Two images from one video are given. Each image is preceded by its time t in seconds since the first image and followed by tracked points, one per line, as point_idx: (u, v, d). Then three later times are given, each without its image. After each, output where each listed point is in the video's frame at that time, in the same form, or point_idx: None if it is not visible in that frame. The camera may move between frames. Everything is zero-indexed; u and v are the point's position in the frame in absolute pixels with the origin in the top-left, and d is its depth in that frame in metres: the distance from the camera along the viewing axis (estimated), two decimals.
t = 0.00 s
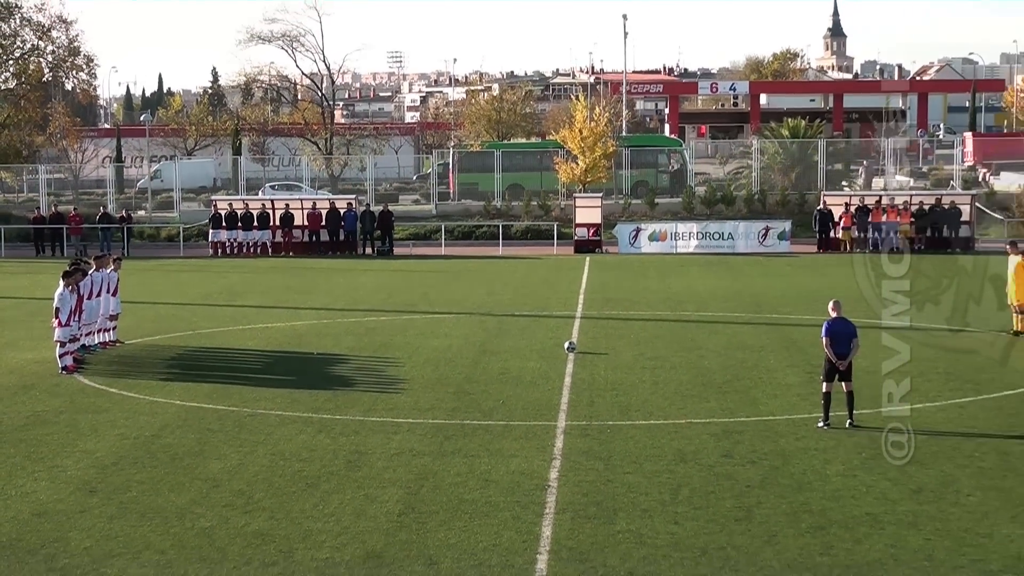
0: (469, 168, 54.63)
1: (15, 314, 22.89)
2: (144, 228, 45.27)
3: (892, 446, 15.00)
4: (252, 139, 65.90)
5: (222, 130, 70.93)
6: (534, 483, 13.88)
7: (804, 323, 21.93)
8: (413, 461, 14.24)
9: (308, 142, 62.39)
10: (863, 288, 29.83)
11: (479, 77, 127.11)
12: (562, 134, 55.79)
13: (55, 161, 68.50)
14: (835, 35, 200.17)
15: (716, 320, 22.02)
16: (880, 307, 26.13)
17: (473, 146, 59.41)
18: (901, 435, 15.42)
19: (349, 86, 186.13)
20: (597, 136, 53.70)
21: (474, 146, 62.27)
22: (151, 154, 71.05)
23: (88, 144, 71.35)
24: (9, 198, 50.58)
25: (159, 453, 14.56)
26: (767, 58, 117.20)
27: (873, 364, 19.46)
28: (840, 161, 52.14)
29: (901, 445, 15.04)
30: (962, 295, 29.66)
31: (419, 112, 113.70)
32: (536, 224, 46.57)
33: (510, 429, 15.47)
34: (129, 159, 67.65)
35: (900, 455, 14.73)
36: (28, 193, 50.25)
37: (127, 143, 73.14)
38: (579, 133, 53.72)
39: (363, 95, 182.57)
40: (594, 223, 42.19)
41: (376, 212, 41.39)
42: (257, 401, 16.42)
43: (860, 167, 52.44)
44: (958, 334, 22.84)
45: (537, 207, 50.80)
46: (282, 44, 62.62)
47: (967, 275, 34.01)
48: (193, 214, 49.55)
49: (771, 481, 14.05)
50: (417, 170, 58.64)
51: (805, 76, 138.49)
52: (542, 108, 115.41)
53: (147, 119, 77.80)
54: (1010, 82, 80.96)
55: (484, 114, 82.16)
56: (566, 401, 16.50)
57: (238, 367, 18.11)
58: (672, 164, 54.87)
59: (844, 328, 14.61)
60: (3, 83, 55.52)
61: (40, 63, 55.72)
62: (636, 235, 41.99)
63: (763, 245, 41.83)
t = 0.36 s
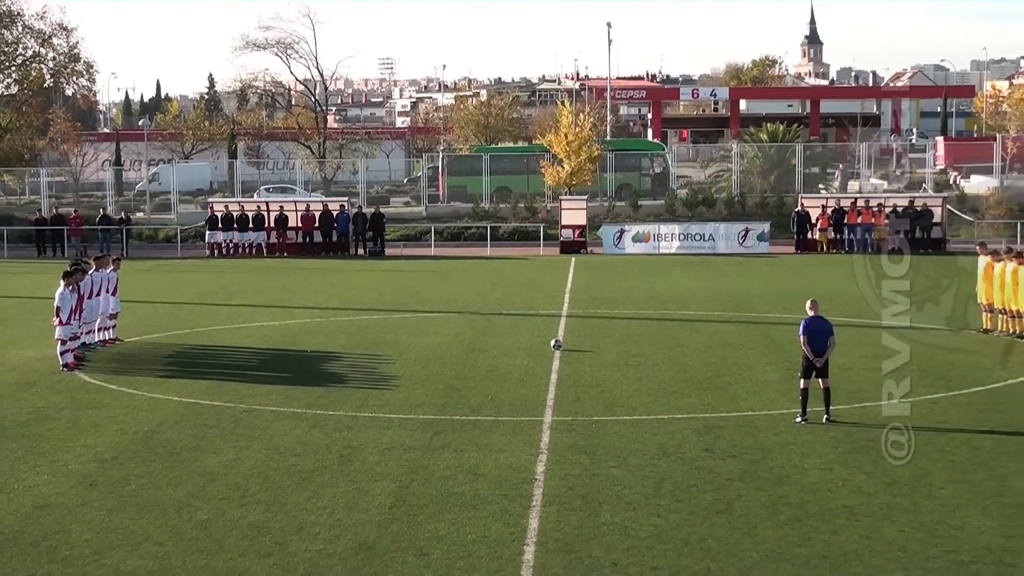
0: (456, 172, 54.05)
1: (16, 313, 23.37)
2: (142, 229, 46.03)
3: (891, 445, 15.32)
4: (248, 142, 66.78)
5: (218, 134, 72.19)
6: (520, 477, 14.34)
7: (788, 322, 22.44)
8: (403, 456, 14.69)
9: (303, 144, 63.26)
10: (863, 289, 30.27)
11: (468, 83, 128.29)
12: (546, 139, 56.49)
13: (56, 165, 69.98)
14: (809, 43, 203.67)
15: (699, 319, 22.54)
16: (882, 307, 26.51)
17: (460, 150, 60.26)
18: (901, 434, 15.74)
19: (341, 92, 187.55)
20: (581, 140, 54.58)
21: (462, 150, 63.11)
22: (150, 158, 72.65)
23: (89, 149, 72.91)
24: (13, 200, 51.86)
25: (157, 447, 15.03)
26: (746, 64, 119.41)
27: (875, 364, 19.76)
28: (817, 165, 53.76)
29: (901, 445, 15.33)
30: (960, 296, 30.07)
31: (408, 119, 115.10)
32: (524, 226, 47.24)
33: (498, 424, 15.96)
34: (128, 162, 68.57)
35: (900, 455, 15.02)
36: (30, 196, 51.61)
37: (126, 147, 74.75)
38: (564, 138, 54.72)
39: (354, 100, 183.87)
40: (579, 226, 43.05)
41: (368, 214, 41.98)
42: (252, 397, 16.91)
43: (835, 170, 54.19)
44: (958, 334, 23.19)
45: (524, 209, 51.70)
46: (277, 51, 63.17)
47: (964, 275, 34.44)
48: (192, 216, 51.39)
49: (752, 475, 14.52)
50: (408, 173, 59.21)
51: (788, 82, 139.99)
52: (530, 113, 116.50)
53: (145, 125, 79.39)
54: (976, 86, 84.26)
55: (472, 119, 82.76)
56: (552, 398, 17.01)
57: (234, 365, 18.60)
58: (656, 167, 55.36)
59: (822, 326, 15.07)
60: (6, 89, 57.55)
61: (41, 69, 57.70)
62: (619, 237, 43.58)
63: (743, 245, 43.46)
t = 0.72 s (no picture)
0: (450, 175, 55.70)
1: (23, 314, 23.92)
2: (146, 231, 46.76)
3: (892, 445, 15.65)
4: (248, 147, 67.40)
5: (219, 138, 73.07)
6: (512, 470, 14.81)
7: (777, 322, 22.95)
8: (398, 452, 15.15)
9: (302, 148, 63.82)
10: (865, 290, 30.70)
11: (463, 89, 129.15)
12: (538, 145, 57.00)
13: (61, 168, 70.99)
14: (792, 50, 206.01)
15: (688, 319, 23.07)
16: (884, 308, 26.95)
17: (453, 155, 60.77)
18: (902, 434, 16.07)
19: (336, 99, 189.14)
20: (570, 145, 55.11)
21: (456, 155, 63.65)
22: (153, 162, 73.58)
23: (93, 153, 74.01)
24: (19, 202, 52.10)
25: (160, 442, 15.50)
26: (730, 72, 121.38)
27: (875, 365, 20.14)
28: (799, 168, 54.27)
29: (901, 445, 15.65)
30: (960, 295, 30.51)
31: (404, 124, 116.34)
32: (516, 228, 47.66)
33: (491, 420, 16.45)
34: (132, 167, 69.46)
35: (901, 455, 15.34)
36: (36, 200, 51.75)
37: (129, 150, 75.86)
38: (553, 142, 55.35)
39: (350, 106, 184.68)
40: (570, 227, 43.67)
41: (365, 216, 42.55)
42: (253, 394, 17.41)
43: (818, 174, 54.91)
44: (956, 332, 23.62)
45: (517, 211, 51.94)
46: (276, 58, 63.71)
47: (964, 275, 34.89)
48: (196, 219, 52.61)
49: (736, 468, 15.00)
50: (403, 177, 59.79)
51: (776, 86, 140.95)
52: (522, 119, 117.29)
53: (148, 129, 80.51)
54: (953, 93, 85.28)
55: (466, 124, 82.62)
56: (543, 394, 17.54)
57: (234, 362, 19.11)
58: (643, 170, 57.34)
59: (806, 324, 15.66)
60: (14, 95, 58.79)
61: (49, 76, 58.99)
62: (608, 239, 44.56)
63: (728, 247, 44.39)
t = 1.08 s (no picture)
0: (443, 180, 56.46)
1: (29, 314, 24.46)
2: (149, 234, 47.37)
3: (892, 445, 15.99)
4: (247, 152, 68.16)
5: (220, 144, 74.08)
6: (503, 466, 15.26)
7: (766, 322, 23.45)
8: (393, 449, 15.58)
9: (300, 154, 64.50)
10: (867, 291, 31.19)
11: (457, 93, 130.19)
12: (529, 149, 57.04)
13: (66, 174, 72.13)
14: (778, 57, 208.24)
15: (678, 318, 23.59)
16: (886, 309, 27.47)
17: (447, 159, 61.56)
18: (902, 435, 16.41)
19: (333, 106, 190.63)
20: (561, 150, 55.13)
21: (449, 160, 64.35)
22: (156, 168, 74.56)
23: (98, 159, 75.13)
24: (27, 207, 53.04)
25: (163, 439, 15.98)
26: (716, 81, 123.19)
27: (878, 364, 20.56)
28: (782, 173, 54.96)
29: (900, 445, 15.99)
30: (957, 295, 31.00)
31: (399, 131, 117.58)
32: (508, 230, 48.06)
33: (484, 417, 16.95)
34: (136, 172, 70.30)
35: (900, 454, 15.66)
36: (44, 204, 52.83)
37: (132, 157, 76.89)
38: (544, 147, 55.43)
39: (346, 111, 185.76)
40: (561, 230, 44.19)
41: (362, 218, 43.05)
42: (252, 391, 17.94)
43: (800, 178, 55.69)
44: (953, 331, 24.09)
45: (509, 215, 52.49)
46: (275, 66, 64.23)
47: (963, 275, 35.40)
48: (196, 221, 53.27)
49: (722, 463, 15.46)
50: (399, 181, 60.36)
51: (761, 92, 142.22)
52: (515, 124, 118.35)
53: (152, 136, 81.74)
54: (932, 98, 86.14)
55: (461, 131, 84.60)
56: (533, 392, 18.07)
57: (234, 362, 19.61)
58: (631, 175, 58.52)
59: (797, 323, 16.25)
60: (21, 102, 60.52)
61: (54, 83, 60.82)
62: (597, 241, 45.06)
63: (714, 248, 44.93)
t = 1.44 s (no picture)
0: (436, 184, 56.41)
1: (35, 314, 25.04)
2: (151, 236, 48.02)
3: (893, 446, 16.25)
4: (246, 157, 68.92)
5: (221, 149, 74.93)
6: (496, 460, 15.75)
7: (753, 322, 24.03)
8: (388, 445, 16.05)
9: (298, 160, 65.27)
10: (866, 292, 31.77)
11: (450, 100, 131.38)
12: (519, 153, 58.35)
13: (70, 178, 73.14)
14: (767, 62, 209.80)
15: (667, 318, 24.17)
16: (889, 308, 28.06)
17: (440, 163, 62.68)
18: (902, 435, 16.69)
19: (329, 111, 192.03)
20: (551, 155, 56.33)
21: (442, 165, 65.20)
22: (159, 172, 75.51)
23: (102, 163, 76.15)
24: (33, 210, 53.97)
25: (166, 435, 16.48)
26: (701, 88, 124.83)
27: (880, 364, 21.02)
28: (766, 177, 55.78)
29: (901, 445, 16.27)
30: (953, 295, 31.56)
31: (394, 136, 118.70)
32: (501, 232, 48.75)
33: (477, 414, 17.45)
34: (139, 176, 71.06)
35: (901, 455, 15.92)
36: (51, 206, 53.89)
37: (136, 161, 77.92)
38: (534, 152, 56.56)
39: (342, 116, 187.13)
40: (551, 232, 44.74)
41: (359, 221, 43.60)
42: (253, 389, 18.46)
43: (783, 182, 56.68)
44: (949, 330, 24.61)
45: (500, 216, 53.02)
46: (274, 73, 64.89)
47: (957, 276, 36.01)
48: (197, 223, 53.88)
49: (709, 458, 15.93)
50: (395, 185, 60.84)
51: (747, 100, 143.20)
52: (508, 130, 119.27)
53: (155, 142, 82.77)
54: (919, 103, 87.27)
55: (453, 136, 85.17)
56: (525, 389, 18.60)
57: (233, 360, 20.13)
58: (620, 180, 59.36)
59: (782, 322, 16.99)
60: (27, 108, 61.37)
61: (60, 91, 61.56)
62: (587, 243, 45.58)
63: (700, 250, 45.48)
